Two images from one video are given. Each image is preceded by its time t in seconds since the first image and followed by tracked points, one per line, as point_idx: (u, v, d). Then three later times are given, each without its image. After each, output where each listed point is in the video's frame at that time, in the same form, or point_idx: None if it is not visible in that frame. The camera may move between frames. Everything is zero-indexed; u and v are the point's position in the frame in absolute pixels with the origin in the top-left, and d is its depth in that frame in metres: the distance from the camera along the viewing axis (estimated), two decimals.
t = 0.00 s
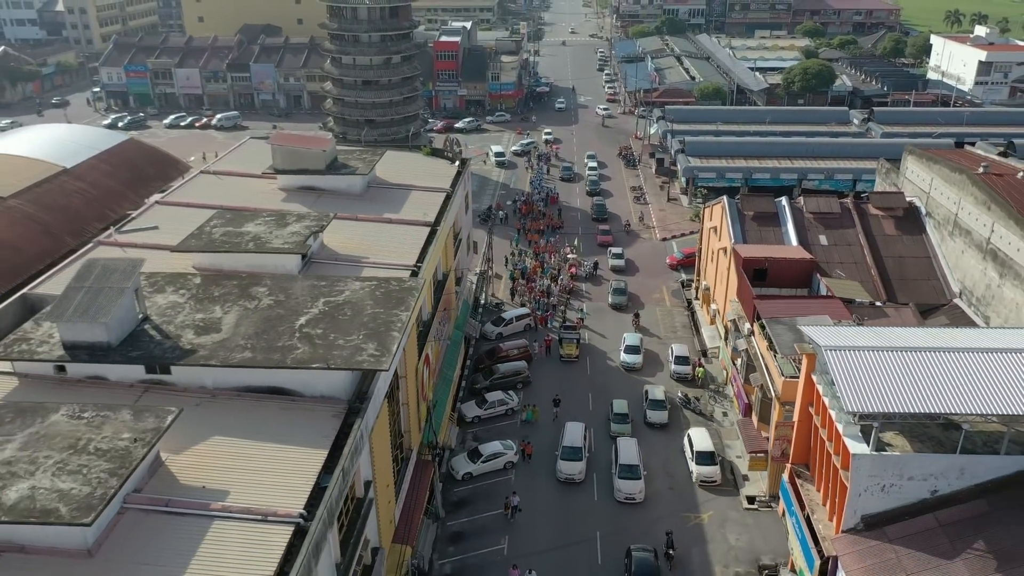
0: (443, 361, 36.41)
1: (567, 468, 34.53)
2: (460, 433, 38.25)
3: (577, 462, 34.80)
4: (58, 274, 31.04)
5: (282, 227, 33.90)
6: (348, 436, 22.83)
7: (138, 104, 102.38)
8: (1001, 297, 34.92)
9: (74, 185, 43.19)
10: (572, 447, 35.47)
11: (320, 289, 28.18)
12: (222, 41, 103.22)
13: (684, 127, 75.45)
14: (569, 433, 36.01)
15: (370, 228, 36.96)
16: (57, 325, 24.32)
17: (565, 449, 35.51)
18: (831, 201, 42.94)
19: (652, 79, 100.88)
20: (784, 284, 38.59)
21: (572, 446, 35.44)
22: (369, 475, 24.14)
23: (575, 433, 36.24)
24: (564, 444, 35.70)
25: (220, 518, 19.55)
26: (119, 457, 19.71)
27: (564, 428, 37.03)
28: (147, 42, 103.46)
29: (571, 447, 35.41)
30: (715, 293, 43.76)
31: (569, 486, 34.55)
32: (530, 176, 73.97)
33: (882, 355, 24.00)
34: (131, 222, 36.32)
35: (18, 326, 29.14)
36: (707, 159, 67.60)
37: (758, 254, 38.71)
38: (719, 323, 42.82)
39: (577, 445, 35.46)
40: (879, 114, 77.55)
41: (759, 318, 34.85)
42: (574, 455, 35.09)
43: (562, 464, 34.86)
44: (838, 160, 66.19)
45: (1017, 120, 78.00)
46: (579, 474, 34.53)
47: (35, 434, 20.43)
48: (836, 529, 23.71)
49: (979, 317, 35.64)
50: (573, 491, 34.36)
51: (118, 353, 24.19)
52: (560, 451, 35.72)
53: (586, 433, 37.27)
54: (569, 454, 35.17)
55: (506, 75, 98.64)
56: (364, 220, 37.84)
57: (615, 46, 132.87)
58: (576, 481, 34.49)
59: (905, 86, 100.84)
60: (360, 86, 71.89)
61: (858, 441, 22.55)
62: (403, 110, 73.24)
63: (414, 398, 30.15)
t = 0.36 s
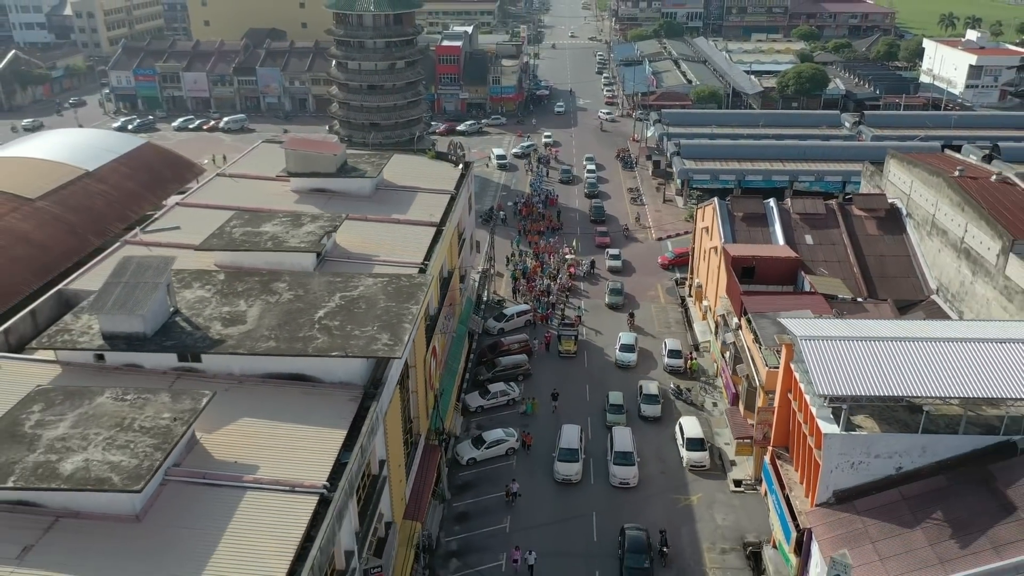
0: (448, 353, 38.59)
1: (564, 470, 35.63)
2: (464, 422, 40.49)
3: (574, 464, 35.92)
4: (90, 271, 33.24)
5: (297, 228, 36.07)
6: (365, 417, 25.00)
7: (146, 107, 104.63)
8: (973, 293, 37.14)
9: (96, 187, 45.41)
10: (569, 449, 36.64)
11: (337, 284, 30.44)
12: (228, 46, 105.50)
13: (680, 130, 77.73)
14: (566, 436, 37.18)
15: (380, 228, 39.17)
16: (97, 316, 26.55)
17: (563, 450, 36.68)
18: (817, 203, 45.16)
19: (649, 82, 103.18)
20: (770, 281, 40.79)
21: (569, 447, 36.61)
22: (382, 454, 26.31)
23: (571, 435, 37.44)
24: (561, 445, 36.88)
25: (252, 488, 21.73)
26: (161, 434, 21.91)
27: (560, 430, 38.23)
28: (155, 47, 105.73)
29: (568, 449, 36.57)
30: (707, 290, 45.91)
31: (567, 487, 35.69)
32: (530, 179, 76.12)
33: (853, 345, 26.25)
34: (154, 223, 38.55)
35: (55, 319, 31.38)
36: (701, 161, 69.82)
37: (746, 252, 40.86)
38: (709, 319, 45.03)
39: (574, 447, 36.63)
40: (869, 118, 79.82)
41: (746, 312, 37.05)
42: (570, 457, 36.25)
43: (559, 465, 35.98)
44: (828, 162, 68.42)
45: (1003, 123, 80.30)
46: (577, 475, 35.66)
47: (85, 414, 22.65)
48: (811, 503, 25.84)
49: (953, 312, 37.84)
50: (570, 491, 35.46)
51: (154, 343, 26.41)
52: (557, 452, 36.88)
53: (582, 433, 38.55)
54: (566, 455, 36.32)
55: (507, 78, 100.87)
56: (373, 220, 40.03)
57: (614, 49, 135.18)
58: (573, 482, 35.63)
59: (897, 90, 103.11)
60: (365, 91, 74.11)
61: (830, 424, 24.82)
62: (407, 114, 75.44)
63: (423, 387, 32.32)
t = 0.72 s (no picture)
0: (453, 346, 40.89)
1: (562, 472, 36.86)
2: (469, 412, 42.82)
3: (571, 466, 37.13)
4: (120, 269, 35.56)
5: (312, 229, 38.32)
6: (379, 403, 27.29)
7: (154, 110, 106.93)
8: (948, 290, 39.47)
9: (118, 189, 47.72)
10: (566, 451, 37.87)
11: (351, 281, 32.72)
12: (235, 50, 107.79)
13: (676, 134, 80.03)
14: (563, 438, 38.39)
15: (389, 229, 41.42)
16: (133, 310, 28.88)
17: (560, 452, 37.87)
18: (804, 204, 47.45)
19: (647, 86, 105.45)
20: (758, 279, 42.98)
21: (566, 450, 37.82)
22: (395, 437, 28.62)
23: (569, 437, 38.67)
24: (558, 447, 38.08)
25: (280, 464, 24.02)
26: (197, 415, 24.23)
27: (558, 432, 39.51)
28: (164, 51, 108.02)
29: (565, 451, 37.78)
30: (699, 288, 48.10)
31: (565, 487, 36.96)
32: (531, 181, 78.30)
33: (827, 336, 28.57)
34: (176, 223, 40.86)
35: (88, 313, 33.65)
36: (697, 164, 72.07)
37: (735, 252, 43.03)
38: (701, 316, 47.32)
39: (571, 449, 37.87)
40: (860, 121, 82.09)
41: (734, 308, 39.32)
42: (567, 459, 37.44)
43: (557, 466, 37.23)
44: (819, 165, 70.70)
45: (990, 127, 82.55)
46: (574, 476, 36.91)
47: (126, 398, 24.98)
48: (788, 481, 28.15)
49: (930, 307, 40.17)
50: (569, 491, 36.71)
51: (184, 334, 28.72)
52: (555, 454, 38.09)
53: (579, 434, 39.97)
54: (564, 457, 37.54)
55: (507, 82, 103.15)
56: (382, 221, 42.29)
57: (613, 53, 137.46)
58: (571, 482, 36.89)
59: (890, 93, 105.31)
60: (370, 95, 76.37)
61: (805, 408, 27.13)
62: (411, 117, 77.68)
63: (430, 377, 34.56)
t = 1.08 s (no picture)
0: (457, 340, 43.14)
1: (560, 471, 38.03)
2: (472, 403, 45.15)
3: (569, 465, 38.29)
4: (145, 267, 37.83)
5: (325, 229, 40.56)
6: (391, 389, 29.58)
7: (162, 113, 109.18)
8: (926, 287, 41.76)
9: (137, 191, 50.02)
10: (565, 451, 39.01)
11: (363, 277, 35.00)
12: (241, 54, 110.04)
13: (672, 136, 82.39)
14: (561, 438, 39.54)
15: (397, 229, 43.66)
16: (163, 304, 31.18)
17: (559, 452, 39.00)
18: (792, 206, 49.74)
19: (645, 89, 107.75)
20: (747, 277, 45.23)
21: (565, 450, 38.98)
22: (405, 421, 30.93)
23: (566, 437, 39.84)
24: (557, 448, 39.21)
25: (302, 444, 26.27)
26: (227, 399, 26.52)
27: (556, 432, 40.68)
28: (171, 54, 110.30)
29: (564, 451, 38.95)
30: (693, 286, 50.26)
31: (564, 486, 38.15)
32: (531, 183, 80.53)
33: (806, 328, 30.86)
34: (195, 224, 43.15)
35: (117, 308, 35.92)
36: (692, 166, 74.30)
37: (725, 251, 45.25)
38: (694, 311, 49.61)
39: (568, 450, 39.01)
40: (851, 124, 84.41)
41: (723, 304, 41.55)
42: (566, 459, 38.57)
43: (556, 466, 38.35)
44: (810, 166, 72.94)
45: (978, 129, 84.85)
46: (572, 475, 38.11)
47: (161, 384, 27.29)
48: (770, 462, 30.48)
49: (908, 303, 42.46)
50: (568, 491, 37.94)
51: (211, 327, 30.98)
52: (554, 454, 39.22)
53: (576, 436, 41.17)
54: (563, 457, 38.68)
55: (508, 85, 105.46)
56: (391, 222, 44.53)
57: (611, 55, 139.85)
58: (570, 482, 38.09)
59: (883, 96, 107.52)
60: (375, 99, 78.70)
61: (785, 394, 29.43)
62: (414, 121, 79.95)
63: (437, 368, 36.83)
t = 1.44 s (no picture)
0: (462, 333, 45.39)
1: (559, 471, 39.32)
2: (475, 393, 47.57)
3: (568, 466, 39.61)
4: (167, 264, 40.06)
5: (337, 228, 42.77)
6: (402, 377, 31.85)
7: (170, 115, 111.52)
8: (906, 283, 43.99)
9: (155, 192, 52.31)
10: (563, 451, 40.25)
11: (374, 274, 37.29)
12: (248, 57, 112.45)
13: (669, 138, 84.70)
14: (560, 440, 40.81)
15: (405, 228, 45.92)
16: (189, 298, 33.45)
17: (558, 453, 40.25)
18: (781, 206, 51.99)
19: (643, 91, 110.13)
20: (737, 274, 47.43)
21: (563, 450, 40.21)
22: (415, 407, 33.22)
23: (565, 438, 41.11)
24: (556, 449, 40.42)
25: (322, 426, 28.54)
26: (252, 385, 28.81)
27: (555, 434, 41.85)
28: (179, 58, 112.64)
29: (563, 451, 40.19)
30: (687, 283, 52.45)
31: (563, 486, 39.44)
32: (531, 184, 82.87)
33: (787, 321, 33.14)
34: (212, 223, 45.40)
35: (142, 303, 38.17)
36: (688, 167, 76.45)
37: (716, 249, 47.51)
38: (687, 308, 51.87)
39: (567, 450, 40.26)
40: (843, 127, 86.65)
41: (714, 300, 43.80)
42: (565, 459, 39.87)
43: (556, 467, 39.64)
44: (803, 168, 75.10)
45: (966, 131, 87.15)
46: (571, 475, 39.41)
47: (191, 371, 29.61)
48: (754, 445, 32.75)
49: (890, 299, 44.69)
50: (567, 490, 39.25)
51: (233, 319, 33.24)
52: (553, 455, 40.50)
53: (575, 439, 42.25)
54: (562, 457, 39.96)
55: (509, 87, 107.72)
56: (399, 221, 46.81)
57: (610, 58, 142.24)
58: (569, 481, 39.38)
59: (876, 98, 109.75)
60: (380, 103, 81.00)
61: (768, 381, 31.71)
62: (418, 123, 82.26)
63: (443, 360, 39.08)
